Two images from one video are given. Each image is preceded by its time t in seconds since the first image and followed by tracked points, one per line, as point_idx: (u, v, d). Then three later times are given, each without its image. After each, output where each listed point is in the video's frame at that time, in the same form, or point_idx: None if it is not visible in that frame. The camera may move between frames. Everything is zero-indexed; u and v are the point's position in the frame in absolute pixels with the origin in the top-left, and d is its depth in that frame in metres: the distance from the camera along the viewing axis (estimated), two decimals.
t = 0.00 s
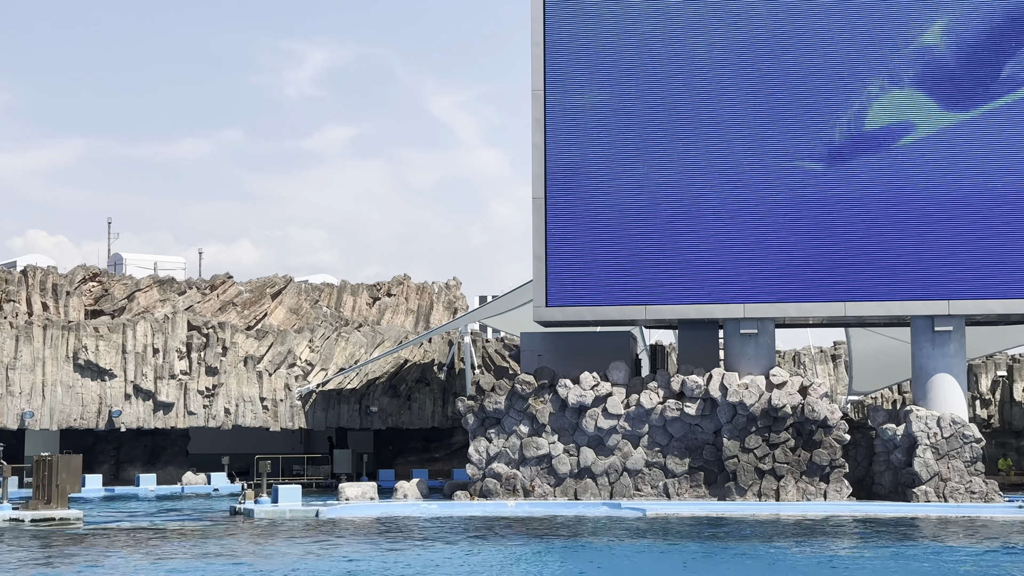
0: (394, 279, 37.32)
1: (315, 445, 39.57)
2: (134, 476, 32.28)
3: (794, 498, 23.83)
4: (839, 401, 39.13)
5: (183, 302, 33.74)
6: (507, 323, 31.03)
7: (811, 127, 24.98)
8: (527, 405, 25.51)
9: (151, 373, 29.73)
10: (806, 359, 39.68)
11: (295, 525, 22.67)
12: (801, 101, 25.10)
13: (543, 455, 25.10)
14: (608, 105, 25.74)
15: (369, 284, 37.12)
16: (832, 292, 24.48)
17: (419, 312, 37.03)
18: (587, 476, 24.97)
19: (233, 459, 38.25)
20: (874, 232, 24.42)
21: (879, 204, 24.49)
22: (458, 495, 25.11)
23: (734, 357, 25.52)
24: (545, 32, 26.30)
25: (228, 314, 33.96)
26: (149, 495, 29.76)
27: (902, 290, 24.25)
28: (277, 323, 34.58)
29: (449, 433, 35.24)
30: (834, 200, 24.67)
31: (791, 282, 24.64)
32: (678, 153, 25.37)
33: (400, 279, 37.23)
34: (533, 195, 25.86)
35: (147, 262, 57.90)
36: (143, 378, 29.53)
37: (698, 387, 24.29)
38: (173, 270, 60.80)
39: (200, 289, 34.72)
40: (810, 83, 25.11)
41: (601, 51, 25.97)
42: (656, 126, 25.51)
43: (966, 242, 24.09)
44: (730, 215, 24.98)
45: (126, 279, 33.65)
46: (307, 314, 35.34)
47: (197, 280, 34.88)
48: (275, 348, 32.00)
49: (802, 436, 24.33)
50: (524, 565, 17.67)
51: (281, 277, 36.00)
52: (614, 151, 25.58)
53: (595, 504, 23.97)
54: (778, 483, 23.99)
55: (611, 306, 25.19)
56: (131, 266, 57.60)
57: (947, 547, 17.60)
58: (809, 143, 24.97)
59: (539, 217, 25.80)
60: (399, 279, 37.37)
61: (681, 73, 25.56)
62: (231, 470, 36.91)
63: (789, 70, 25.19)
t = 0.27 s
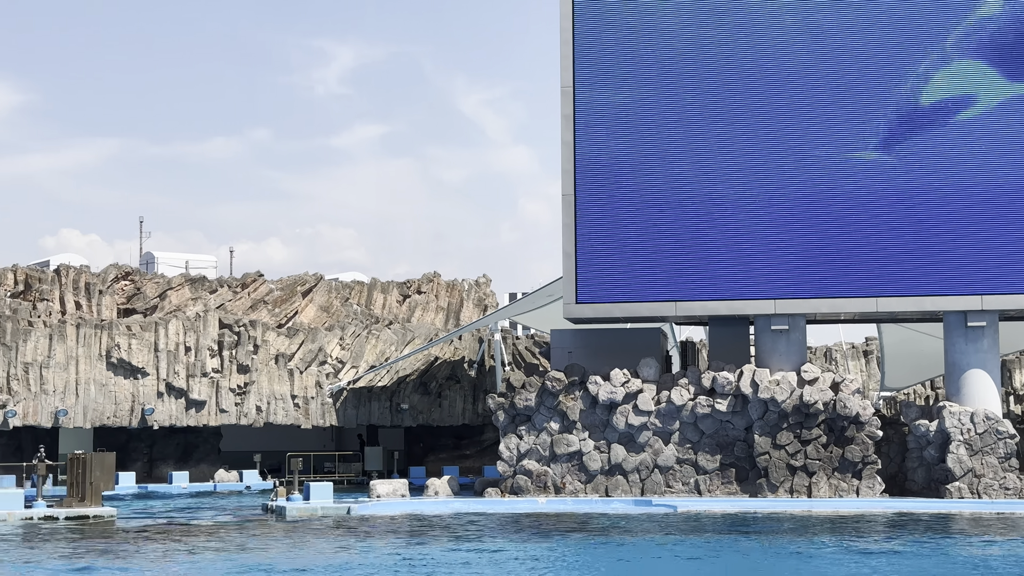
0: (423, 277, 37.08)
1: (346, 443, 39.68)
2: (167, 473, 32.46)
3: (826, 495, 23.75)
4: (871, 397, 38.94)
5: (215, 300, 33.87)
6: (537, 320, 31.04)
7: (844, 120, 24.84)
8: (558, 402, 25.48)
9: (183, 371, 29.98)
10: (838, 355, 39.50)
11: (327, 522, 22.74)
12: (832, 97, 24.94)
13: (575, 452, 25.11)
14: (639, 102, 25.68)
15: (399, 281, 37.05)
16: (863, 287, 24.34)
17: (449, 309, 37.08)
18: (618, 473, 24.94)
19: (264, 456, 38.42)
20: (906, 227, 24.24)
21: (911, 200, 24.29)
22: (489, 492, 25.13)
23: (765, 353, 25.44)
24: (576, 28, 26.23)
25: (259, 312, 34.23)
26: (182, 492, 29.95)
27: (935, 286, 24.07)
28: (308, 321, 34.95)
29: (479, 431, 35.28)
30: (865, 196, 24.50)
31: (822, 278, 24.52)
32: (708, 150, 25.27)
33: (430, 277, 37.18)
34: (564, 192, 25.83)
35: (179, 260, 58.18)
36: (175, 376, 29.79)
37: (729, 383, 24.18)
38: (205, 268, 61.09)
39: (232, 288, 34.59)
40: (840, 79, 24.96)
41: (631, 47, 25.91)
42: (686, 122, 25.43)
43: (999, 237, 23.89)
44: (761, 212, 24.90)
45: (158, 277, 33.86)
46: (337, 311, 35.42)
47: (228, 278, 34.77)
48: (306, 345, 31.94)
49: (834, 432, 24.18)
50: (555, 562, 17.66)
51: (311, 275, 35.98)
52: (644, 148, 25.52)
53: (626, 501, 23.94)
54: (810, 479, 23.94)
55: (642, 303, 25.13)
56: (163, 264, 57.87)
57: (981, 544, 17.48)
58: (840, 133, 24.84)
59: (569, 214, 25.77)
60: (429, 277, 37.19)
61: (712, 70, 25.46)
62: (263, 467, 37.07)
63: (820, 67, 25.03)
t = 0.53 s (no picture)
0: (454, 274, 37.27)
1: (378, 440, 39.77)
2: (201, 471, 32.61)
3: (859, 492, 23.67)
4: (904, 393, 38.70)
5: (247, 299, 34.01)
6: (567, 317, 31.01)
7: (873, 118, 24.67)
8: (589, 399, 25.37)
9: (216, 369, 30.06)
10: (870, 351, 39.29)
11: (359, 520, 22.80)
12: (862, 96, 24.78)
13: (606, 449, 25.09)
14: (669, 99, 25.62)
15: (429, 279, 37.20)
16: (896, 283, 24.16)
17: (480, 307, 37.04)
18: (650, 469, 24.92)
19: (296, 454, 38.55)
20: (939, 223, 24.05)
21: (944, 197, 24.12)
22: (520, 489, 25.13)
23: (797, 349, 25.32)
24: (605, 25, 26.22)
25: (291, 310, 34.30)
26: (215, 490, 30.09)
27: (969, 281, 23.84)
28: (339, 319, 34.91)
29: (511, 428, 35.38)
30: (896, 194, 24.35)
31: (854, 274, 24.37)
32: (738, 146, 25.20)
33: (460, 274, 37.26)
34: (594, 189, 25.81)
35: (211, 259, 58.46)
36: (208, 374, 29.88)
37: (760, 380, 24.16)
38: (237, 267, 61.35)
39: (263, 286, 34.86)
40: (870, 78, 24.80)
41: (660, 44, 25.85)
42: (717, 118, 25.34)
43: None
44: (792, 208, 24.81)
45: (190, 276, 34.01)
46: (368, 309, 35.48)
47: (260, 277, 35.04)
48: (337, 343, 32.17)
49: (867, 429, 24.03)
50: (588, 559, 17.66)
51: (342, 273, 35.98)
52: (674, 145, 25.46)
53: (658, 498, 23.91)
54: (843, 476, 23.81)
55: (673, 300, 25.07)
56: (196, 264, 58.16)
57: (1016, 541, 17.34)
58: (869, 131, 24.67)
59: (599, 211, 25.72)
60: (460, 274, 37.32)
61: (741, 67, 25.40)
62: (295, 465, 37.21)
63: (849, 65, 24.90)
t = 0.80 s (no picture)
0: (483, 272, 37.43)
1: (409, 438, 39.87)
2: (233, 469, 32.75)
3: (892, 489, 23.57)
4: (937, 389, 38.49)
5: (278, 297, 34.16)
6: (597, 314, 30.99)
7: (901, 117, 24.54)
8: (620, 396, 25.39)
9: (247, 367, 30.27)
10: (902, 347, 39.10)
11: (390, 517, 22.83)
12: (889, 94, 24.67)
13: (637, 446, 25.06)
14: (699, 95, 25.53)
15: (460, 277, 37.11)
16: (929, 279, 24.01)
17: (510, 304, 37.12)
18: (681, 466, 24.87)
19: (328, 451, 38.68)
20: (971, 219, 23.93)
21: (976, 193, 23.99)
22: (551, 486, 25.13)
23: (829, 346, 25.18)
24: (634, 22, 26.16)
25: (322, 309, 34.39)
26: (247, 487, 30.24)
27: (1002, 278, 23.73)
28: (370, 317, 35.08)
29: (541, 425, 35.29)
30: (925, 192, 24.19)
31: (886, 270, 24.24)
32: (768, 143, 25.13)
33: (490, 272, 37.28)
34: (624, 185, 25.70)
35: (241, 257, 58.72)
36: (240, 372, 30.08)
37: (792, 376, 24.06)
38: (266, 266, 61.57)
39: (294, 285, 34.83)
40: (898, 76, 24.70)
41: (690, 40, 25.76)
42: (747, 114, 25.25)
43: None
44: (823, 204, 24.69)
45: (221, 274, 34.10)
46: (399, 307, 35.49)
47: (291, 275, 35.03)
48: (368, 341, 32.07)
49: (899, 426, 23.89)
50: (620, 556, 17.63)
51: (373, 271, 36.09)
52: (704, 141, 25.39)
53: (690, 495, 23.88)
54: (875, 473, 23.74)
55: (704, 296, 25.00)
56: (227, 262, 58.41)
57: None
58: (898, 128, 24.53)
59: (629, 207, 25.64)
60: (489, 272, 37.30)
61: (771, 63, 25.31)
62: (326, 462, 37.33)
63: (877, 62, 24.80)
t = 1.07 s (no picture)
0: (512, 270, 37.46)
1: (438, 435, 39.91)
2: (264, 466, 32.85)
3: (924, 486, 23.36)
4: (969, 385, 38.22)
5: (307, 295, 34.29)
6: (627, 311, 30.80)
7: (930, 118, 24.36)
8: (649, 393, 25.39)
9: (278, 365, 30.37)
10: (934, 343, 38.85)
11: (420, 514, 22.85)
12: (921, 92, 24.49)
13: (667, 443, 24.98)
14: (727, 92, 25.45)
15: (489, 274, 37.16)
16: (960, 275, 23.84)
17: (539, 301, 36.84)
18: (711, 463, 24.76)
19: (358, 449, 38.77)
20: (1004, 215, 23.72)
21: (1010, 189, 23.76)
22: (581, 484, 25.10)
23: (860, 342, 25.03)
24: (663, 18, 26.09)
25: (351, 306, 34.44)
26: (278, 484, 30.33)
27: None
28: (399, 315, 35.00)
29: (571, 422, 35.21)
30: (957, 191, 24.00)
31: (917, 266, 24.08)
32: (798, 139, 25.02)
33: (519, 269, 37.27)
34: (653, 182, 25.61)
35: (271, 256, 58.95)
36: (270, 370, 30.19)
37: (823, 373, 23.93)
38: (296, 264, 61.79)
39: (324, 282, 35.09)
40: (930, 74, 24.52)
41: (719, 36, 25.67)
42: (776, 111, 25.17)
43: None
44: (854, 201, 24.55)
45: (251, 272, 34.26)
46: (428, 304, 35.34)
47: (321, 273, 35.27)
48: (397, 339, 32.09)
49: (931, 422, 23.74)
50: (650, 553, 17.59)
51: (402, 269, 36.18)
52: (733, 137, 25.30)
53: (721, 492, 23.79)
54: (907, 470, 23.54)
55: (734, 293, 24.91)
56: (256, 260, 58.66)
57: None
58: (927, 130, 24.35)
59: (659, 204, 25.56)
60: (518, 269, 37.26)
61: (799, 60, 25.23)
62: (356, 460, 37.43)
63: (905, 62, 24.64)
